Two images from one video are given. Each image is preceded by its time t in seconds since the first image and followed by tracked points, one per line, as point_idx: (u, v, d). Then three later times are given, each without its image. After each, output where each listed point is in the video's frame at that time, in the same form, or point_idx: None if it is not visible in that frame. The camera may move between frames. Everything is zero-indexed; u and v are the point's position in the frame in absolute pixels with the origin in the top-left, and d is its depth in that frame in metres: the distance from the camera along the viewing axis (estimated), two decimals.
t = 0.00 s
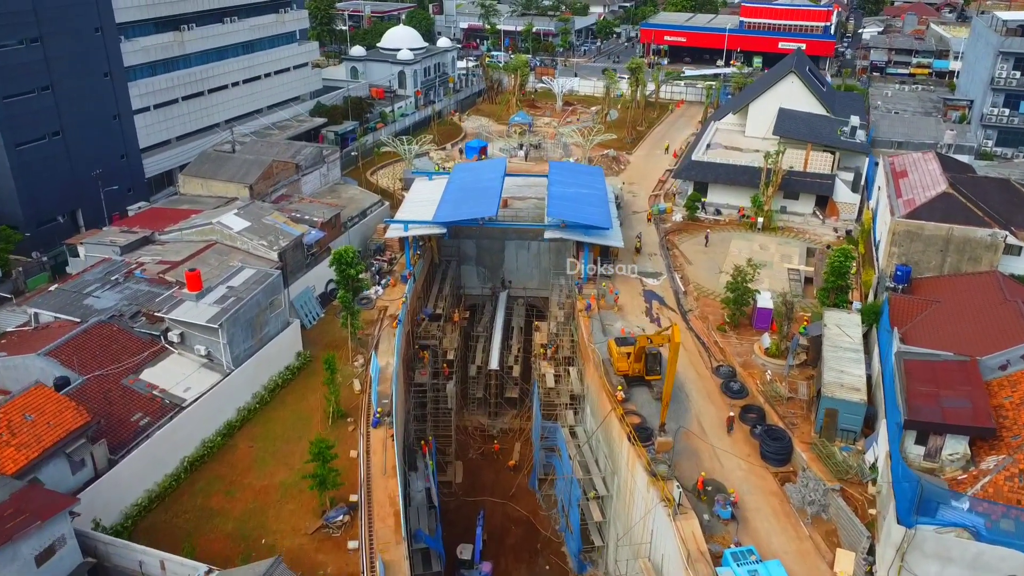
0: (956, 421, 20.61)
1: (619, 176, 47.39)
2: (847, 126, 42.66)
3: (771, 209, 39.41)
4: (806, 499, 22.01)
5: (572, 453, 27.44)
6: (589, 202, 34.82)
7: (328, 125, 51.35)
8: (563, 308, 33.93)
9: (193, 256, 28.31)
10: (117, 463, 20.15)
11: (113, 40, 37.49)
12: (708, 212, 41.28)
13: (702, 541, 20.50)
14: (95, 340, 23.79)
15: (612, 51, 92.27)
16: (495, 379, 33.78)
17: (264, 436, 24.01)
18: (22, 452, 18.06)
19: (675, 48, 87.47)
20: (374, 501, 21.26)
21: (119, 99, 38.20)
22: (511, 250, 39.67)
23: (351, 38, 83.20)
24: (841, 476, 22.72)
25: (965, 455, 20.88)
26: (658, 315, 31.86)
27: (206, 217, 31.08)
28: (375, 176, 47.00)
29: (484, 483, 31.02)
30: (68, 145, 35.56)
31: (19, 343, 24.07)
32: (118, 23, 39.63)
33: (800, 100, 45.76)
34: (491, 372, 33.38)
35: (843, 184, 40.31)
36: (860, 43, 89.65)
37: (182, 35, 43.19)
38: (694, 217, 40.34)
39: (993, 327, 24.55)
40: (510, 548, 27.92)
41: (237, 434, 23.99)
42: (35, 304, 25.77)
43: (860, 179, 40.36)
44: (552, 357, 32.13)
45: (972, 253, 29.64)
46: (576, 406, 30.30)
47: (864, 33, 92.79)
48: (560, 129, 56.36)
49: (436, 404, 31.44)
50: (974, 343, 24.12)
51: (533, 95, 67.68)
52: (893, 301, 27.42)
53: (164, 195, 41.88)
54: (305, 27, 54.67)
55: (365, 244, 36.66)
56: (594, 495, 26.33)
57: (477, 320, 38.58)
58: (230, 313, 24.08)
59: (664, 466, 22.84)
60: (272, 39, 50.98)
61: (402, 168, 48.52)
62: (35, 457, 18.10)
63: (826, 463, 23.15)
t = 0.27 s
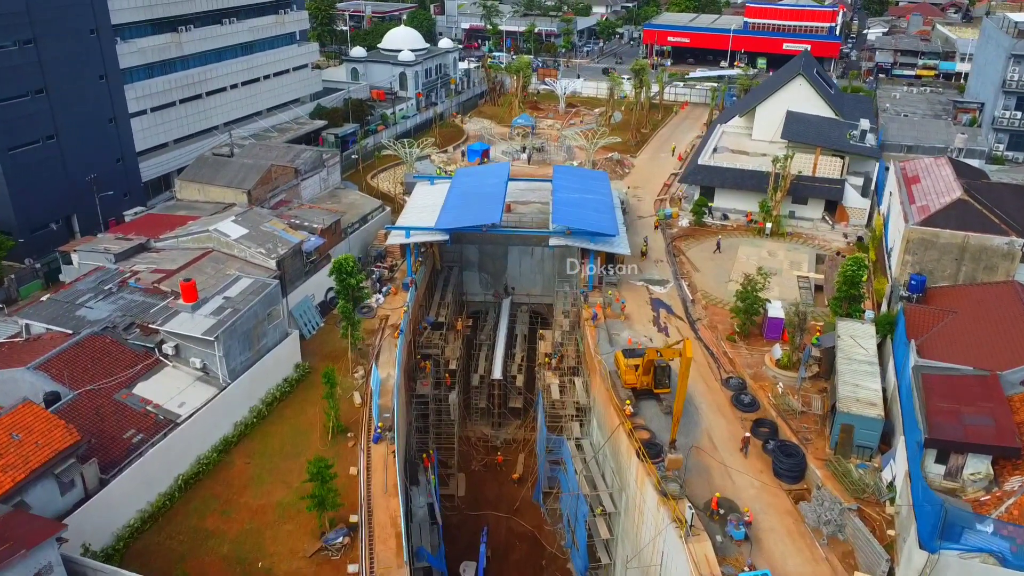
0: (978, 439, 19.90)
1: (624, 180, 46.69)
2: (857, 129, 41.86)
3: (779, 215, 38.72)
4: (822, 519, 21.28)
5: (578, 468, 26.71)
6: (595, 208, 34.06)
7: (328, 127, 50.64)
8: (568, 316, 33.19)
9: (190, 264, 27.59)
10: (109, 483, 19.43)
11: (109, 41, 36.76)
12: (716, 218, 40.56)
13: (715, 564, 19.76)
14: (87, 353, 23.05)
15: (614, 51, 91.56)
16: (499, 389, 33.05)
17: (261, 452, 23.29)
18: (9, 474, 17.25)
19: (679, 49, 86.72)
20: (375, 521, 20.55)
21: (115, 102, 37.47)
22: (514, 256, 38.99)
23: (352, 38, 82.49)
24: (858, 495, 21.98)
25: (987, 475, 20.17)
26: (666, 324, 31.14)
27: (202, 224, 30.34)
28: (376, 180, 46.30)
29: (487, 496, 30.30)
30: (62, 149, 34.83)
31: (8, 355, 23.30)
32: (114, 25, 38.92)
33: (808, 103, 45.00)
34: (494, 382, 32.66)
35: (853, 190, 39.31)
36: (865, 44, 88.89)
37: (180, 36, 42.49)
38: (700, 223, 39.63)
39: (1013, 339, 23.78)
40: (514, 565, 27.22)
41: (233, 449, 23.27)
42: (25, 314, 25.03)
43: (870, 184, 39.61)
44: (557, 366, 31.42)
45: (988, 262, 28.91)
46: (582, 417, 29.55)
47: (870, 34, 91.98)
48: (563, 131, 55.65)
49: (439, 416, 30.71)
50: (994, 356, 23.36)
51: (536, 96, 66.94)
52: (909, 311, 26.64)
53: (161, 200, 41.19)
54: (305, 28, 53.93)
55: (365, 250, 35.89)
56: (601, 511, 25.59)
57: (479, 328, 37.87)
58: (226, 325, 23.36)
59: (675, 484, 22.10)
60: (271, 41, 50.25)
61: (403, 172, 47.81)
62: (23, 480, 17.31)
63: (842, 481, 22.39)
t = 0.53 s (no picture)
0: (1002, 462, 19.24)
1: (629, 184, 45.91)
2: (868, 133, 41.02)
3: (788, 221, 37.93)
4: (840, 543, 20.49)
5: (585, 485, 25.90)
6: (601, 215, 33.25)
7: (329, 130, 49.87)
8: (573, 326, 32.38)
9: (185, 274, 26.81)
10: (99, 507, 18.65)
11: (105, 44, 35.98)
12: (723, 224, 39.78)
13: None
14: (78, 368, 22.25)
15: (617, 52, 90.81)
16: (502, 401, 32.26)
17: (258, 471, 22.51)
18: None
19: (683, 50, 85.90)
20: (376, 545, 19.78)
21: (111, 106, 36.71)
22: (517, 263, 38.44)
23: (353, 39, 81.75)
24: (877, 518, 21.17)
25: (1013, 499, 19.41)
26: (674, 335, 30.34)
27: (199, 232, 29.55)
28: (377, 185, 45.54)
29: (491, 512, 29.51)
30: (57, 154, 34.08)
31: None
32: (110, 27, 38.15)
33: (817, 107, 44.15)
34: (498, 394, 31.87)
35: (864, 195, 38.48)
36: (871, 45, 88.03)
37: (178, 38, 41.72)
38: (708, 229, 38.84)
39: None
40: None
41: (229, 468, 22.50)
42: (15, 327, 24.24)
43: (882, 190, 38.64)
44: (562, 378, 30.69)
45: (1006, 272, 28.09)
46: (588, 432, 28.75)
47: (875, 35, 91.14)
48: (567, 134, 54.90)
49: (441, 430, 29.92)
50: (1016, 372, 22.53)
51: (539, 98, 66.13)
52: (926, 323, 25.79)
53: (158, 205, 40.41)
54: (305, 29, 53.15)
55: (366, 257, 35.06)
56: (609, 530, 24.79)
57: (482, 337, 37.08)
58: (222, 339, 22.59)
59: (687, 505, 21.30)
60: (270, 42, 49.47)
61: (405, 176, 47.04)
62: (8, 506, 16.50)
63: (860, 502, 21.57)
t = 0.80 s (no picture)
0: None
1: (635, 190, 45.08)
2: (880, 139, 40.14)
3: (799, 229, 37.08)
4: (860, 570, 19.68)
5: (594, 505, 25.05)
6: (608, 224, 32.39)
7: (329, 134, 49.06)
8: (579, 338, 31.54)
9: (180, 286, 25.98)
10: (87, 535, 17.82)
11: (100, 47, 35.17)
12: (732, 231, 38.93)
13: None
14: (67, 386, 21.41)
15: (621, 54, 89.97)
16: (507, 415, 31.42)
17: (255, 493, 21.70)
18: None
19: (687, 52, 85.04)
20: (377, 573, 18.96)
21: (107, 111, 35.91)
22: (522, 271, 37.62)
23: (353, 40, 80.93)
24: (898, 544, 20.32)
25: None
26: (684, 348, 29.49)
27: (195, 242, 28.70)
28: (378, 190, 44.75)
29: (495, 529, 28.68)
30: (50, 160, 33.28)
31: None
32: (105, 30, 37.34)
33: (827, 112, 43.24)
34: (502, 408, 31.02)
35: (875, 203, 37.58)
36: (877, 47, 87.14)
37: (175, 41, 40.91)
38: (716, 236, 37.98)
39: None
40: None
41: (224, 491, 21.68)
42: (3, 341, 23.41)
43: (894, 198, 37.85)
44: (569, 391, 29.76)
45: None
46: (595, 448, 27.91)
47: (881, 36, 90.23)
48: (571, 138, 54.08)
49: (444, 445, 29.06)
50: None
51: (542, 101, 65.29)
52: (945, 337, 24.91)
53: (154, 211, 39.60)
54: (305, 31, 52.29)
55: (367, 266, 34.22)
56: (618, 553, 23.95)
57: (486, 347, 36.25)
58: (218, 357, 21.77)
59: (701, 531, 20.46)
60: (269, 45, 48.66)
61: (406, 182, 46.24)
62: None
63: (881, 527, 20.71)
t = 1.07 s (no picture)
0: None
1: (641, 196, 44.22)
2: (893, 145, 39.13)
3: (810, 237, 36.27)
4: None
5: (603, 528, 24.17)
6: (617, 233, 31.46)
7: (329, 139, 48.22)
8: (586, 351, 30.68)
9: (175, 300, 25.12)
10: (74, 568, 16.96)
11: (94, 51, 34.32)
12: (741, 239, 38.02)
13: None
14: (56, 407, 20.55)
15: (624, 56, 89.06)
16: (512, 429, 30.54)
17: (251, 519, 20.83)
18: None
19: (691, 54, 84.10)
20: None
21: (101, 116, 35.05)
22: (526, 280, 36.80)
23: (354, 42, 80.04)
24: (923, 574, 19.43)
25: None
26: (694, 362, 28.60)
27: (190, 253, 27.84)
28: (379, 196, 43.92)
29: (500, 549, 27.79)
30: (43, 167, 32.43)
31: None
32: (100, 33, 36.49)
33: (837, 117, 42.30)
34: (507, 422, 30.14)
35: (889, 210, 36.70)
36: (883, 49, 86.21)
37: (172, 44, 40.05)
38: (725, 245, 37.11)
39: None
40: None
41: (220, 516, 20.82)
42: None
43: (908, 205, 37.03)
44: (576, 407, 28.82)
45: None
46: (604, 466, 27.01)
47: (887, 38, 89.36)
48: (575, 143, 53.23)
49: (447, 463, 28.17)
50: None
51: (545, 104, 64.43)
52: (967, 353, 23.95)
53: (151, 218, 38.77)
54: (305, 33, 51.43)
55: (368, 276, 33.37)
56: None
57: (490, 358, 35.37)
58: (213, 376, 20.92)
59: (716, 560, 19.58)
60: (269, 48, 47.82)
61: (408, 187, 45.40)
62: None
63: (904, 556, 19.82)
